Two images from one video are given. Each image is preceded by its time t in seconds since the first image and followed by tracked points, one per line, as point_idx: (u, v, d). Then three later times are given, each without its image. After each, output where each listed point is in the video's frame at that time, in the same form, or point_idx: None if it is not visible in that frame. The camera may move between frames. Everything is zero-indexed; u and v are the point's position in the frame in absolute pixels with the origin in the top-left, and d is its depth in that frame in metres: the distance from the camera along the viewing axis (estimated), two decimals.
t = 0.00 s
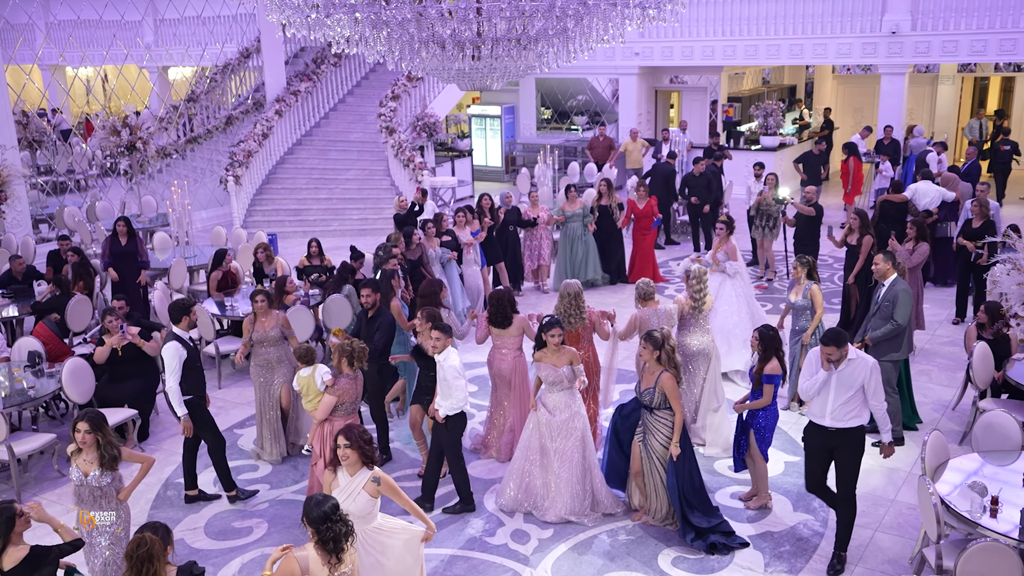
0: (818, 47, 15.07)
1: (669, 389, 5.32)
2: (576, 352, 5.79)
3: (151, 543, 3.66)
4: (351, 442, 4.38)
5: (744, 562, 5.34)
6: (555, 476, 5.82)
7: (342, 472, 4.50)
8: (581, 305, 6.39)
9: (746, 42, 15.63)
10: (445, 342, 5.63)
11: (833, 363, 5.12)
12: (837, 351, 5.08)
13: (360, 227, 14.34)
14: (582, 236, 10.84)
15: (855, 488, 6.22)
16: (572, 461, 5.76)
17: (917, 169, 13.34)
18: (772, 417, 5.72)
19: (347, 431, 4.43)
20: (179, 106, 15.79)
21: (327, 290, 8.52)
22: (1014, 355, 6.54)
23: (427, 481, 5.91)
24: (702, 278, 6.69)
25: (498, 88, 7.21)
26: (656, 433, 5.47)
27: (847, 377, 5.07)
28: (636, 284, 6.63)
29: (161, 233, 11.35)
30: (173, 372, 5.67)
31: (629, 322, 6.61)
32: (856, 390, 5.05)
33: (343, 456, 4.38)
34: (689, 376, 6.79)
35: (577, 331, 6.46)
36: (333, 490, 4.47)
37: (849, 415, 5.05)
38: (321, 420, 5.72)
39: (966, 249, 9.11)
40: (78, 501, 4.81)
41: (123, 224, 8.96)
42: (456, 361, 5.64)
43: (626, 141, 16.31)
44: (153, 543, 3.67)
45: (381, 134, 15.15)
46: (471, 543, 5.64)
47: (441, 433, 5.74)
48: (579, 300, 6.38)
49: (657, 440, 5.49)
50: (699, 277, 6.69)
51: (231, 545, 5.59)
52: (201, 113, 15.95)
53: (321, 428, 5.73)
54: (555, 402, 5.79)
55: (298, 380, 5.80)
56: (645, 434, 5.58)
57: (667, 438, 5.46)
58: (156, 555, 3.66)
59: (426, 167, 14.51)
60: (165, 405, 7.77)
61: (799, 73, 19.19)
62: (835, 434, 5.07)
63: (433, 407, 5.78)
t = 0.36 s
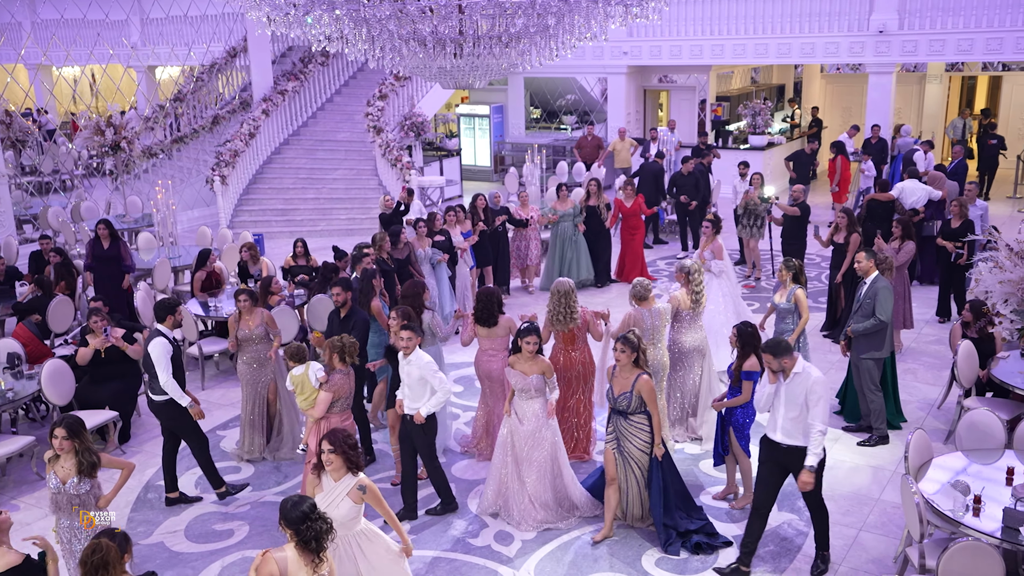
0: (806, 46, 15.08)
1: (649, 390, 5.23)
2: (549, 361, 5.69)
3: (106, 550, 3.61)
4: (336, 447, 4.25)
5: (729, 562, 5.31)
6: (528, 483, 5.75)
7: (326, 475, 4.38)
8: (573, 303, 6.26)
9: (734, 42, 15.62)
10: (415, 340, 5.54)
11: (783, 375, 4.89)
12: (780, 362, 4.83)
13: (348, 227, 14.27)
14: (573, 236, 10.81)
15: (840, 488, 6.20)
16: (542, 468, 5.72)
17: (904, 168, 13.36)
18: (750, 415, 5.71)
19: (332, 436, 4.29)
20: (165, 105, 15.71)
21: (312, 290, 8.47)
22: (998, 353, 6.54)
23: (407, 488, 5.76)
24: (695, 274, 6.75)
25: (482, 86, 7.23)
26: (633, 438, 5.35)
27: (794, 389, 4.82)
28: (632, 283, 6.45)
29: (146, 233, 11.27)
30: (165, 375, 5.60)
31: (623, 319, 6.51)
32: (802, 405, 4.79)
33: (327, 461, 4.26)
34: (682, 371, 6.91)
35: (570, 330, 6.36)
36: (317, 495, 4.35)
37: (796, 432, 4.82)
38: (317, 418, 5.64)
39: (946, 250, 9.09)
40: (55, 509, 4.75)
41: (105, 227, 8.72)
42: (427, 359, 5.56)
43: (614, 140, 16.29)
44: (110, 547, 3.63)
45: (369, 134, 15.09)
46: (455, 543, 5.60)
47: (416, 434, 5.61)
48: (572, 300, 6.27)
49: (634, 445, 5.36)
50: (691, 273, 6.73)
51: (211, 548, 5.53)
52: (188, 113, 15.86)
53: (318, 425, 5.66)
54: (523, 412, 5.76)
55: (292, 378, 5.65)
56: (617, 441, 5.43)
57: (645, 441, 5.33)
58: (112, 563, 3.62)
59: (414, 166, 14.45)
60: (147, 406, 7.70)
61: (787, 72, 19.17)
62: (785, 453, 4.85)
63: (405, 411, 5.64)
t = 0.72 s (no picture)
0: (791, 44, 15.09)
1: (617, 393, 5.12)
2: (518, 364, 5.63)
3: (55, 561, 3.56)
4: (320, 455, 4.11)
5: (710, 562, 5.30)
6: (499, 487, 5.67)
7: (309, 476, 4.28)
8: (573, 302, 6.16)
9: (720, 40, 15.61)
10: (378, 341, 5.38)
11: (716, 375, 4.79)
12: (712, 361, 4.72)
13: (333, 227, 14.21)
14: (561, 236, 10.77)
15: (823, 486, 6.19)
16: (514, 474, 5.62)
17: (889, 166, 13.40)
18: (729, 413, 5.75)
19: (317, 442, 4.15)
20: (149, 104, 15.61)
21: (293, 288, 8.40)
22: (981, 350, 6.53)
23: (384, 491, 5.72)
24: (688, 272, 6.78)
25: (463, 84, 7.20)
26: (601, 443, 5.27)
27: (727, 394, 4.76)
28: (628, 284, 6.45)
29: (128, 233, 11.18)
30: (150, 376, 5.54)
31: (618, 320, 6.49)
32: (734, 408, 4.71)
33: (312, 469, 4.13)
34: (672, 368, 6.90)
35: (566, 331, 6.24)
36: (299, 496, 4.27)
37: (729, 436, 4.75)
38: (313, 416, 5.56)
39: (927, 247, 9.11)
40: (34, 519, 4.64)
41: (75, 231, 8.52)
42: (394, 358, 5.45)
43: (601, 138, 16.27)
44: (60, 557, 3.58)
45: (354, 132, 15.01)
46: (429, 544, 5.56)
47: (387, 434, 5.48)
48: (571, 299, 6.17)
49: (603, 451, 5.28)
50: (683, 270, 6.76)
51: (189, 551, 5.47)
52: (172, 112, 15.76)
53: (313, 422, 5.61)
54: (490, 419, 5.67)
55: (291, 374, 5.54)
56: (586, 447, 5.33)
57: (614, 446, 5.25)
58: (60, 571, 3.57)
59: (399, 165, 14.39)
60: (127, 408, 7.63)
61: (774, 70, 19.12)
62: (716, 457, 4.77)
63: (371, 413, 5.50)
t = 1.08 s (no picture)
0: (778, 43, 15.10)
1: (593, 395, 5.04)
2: (481, 366, 5.47)
3: (14, 572, 3.48)
4: (293, 458, 4.04)
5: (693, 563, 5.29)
6: (476, 494, 5.52)
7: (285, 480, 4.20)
8: (561, 304, 6.12)
9: (707, 39, 15.60)
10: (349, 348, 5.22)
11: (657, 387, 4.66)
12: (658, 370, 4.58)
13: (319, 226, 14.14)
14: (548, 236, 10.73)
15: (807, 485, 6.17)
16: (487, 480, 5.50)
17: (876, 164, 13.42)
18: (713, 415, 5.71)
19: (291, 445, 4.08)
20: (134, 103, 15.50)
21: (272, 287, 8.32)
22: (965, 348, 6.52)
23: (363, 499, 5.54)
24: (673, 269, 6.75)
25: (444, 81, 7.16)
26: (572, 445, 5.18)
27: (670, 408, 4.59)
28: (613, 281, 6.40)
29: (111, 233, 11.08)
30: (116, 373, 5.43)
31: (603, 320, 6.43)
32: (671, 423, 4.58)
33: (286, 473, 4.06)
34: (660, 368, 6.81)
35: (555, 333, 6.18)
36: (276, 500, 4.19)
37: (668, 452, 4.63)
38: (297, 418, 5.42)
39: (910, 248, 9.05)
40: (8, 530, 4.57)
41: (53, 236, 8.38)
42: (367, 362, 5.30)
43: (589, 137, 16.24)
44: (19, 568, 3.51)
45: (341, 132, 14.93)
46: (408, 547, 5.51)
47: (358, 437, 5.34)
48: (560, 300, 6.13)
49: (575, 454, 5.19)
50: (668, 267, 6.73)
51: (168, 554, 5.41)
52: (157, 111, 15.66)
53: (295, 423, 5.47)
54: (456, 426, 5.46)
55: (277, 376, 5.34)
56: (561, 449, 5.27)
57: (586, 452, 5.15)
58: None
59: (386, 164, 14.32)
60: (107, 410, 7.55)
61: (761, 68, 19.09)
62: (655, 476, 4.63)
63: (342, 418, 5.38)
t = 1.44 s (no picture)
0: (766, 41, 15.09)
1: (571, 392, 5.06)
2: (450, 367, 5.35)
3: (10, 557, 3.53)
4: (262, 460, 3.97)
5: (676, 564, 5.26)
6: (449, 500, 5.42)
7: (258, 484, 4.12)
8: (539, 305, 6.10)
9: (695, 37, 15.60)
10: (326, 356, 5.04)
11: (592, 395, 4.58)
12: (592, 379, 4.50)
13: (306, 225, 14.07)
14: (529, 234, 10.71)
15: (792, 485, 6.15)
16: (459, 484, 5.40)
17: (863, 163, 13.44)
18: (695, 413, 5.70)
19: (261, 448, 4.01)
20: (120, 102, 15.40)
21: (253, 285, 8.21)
22: (950, 347, 6.50)
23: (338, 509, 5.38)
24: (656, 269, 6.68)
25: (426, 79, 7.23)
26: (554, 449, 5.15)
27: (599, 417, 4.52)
28: (589, 280, 6.39)
29: (95, 233, 10.99)
30: (72, 378, 5.43)
31: (583, 319, 6.42)
32: (597, 430, 4.52)
33: (256, 475, 3.99)
34: (643, 366, 6.77)
35: (532, 333, 6.15)
36: (249, 506, 4.11)
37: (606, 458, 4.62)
38: (279, 424, 5.30)
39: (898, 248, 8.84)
40: None
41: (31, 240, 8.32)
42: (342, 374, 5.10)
43: (577, 136, 16.21)
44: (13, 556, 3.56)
45: (328, 131, 14.85)
46: (388, 549, 5.46)
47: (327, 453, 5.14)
48: (536, 300, 6.10)
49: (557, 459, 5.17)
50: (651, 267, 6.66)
51: (146, 558, 5.34)
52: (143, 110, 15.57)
53: (276, 430, 5.34)
54: (430, 428, 5.37)
55: (256, 381, 5.22)
56: (544, 453, 5.23)
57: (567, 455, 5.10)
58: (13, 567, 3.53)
59: (373, 163, 14.24)
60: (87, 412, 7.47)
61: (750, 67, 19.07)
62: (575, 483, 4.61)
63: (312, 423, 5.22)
